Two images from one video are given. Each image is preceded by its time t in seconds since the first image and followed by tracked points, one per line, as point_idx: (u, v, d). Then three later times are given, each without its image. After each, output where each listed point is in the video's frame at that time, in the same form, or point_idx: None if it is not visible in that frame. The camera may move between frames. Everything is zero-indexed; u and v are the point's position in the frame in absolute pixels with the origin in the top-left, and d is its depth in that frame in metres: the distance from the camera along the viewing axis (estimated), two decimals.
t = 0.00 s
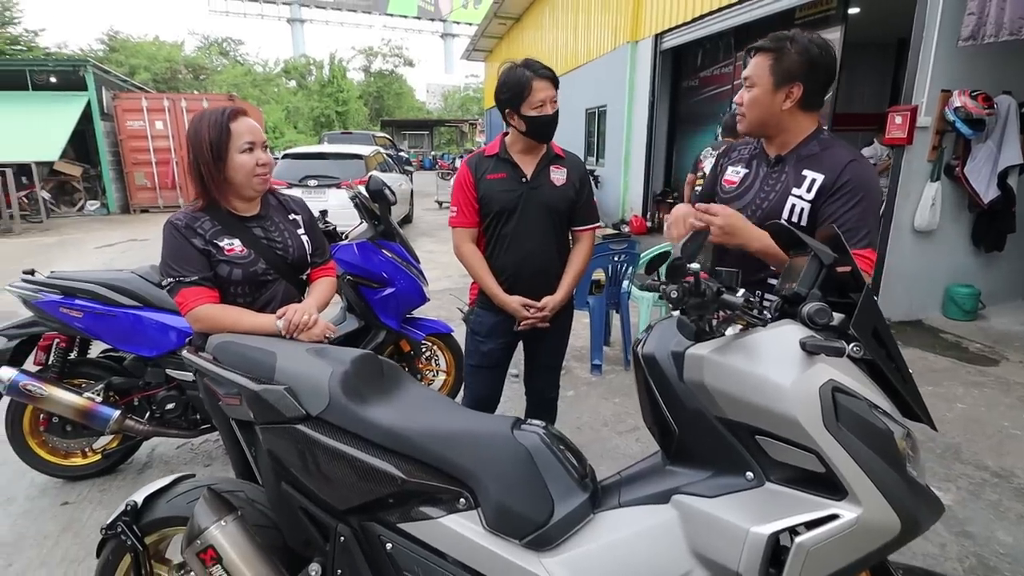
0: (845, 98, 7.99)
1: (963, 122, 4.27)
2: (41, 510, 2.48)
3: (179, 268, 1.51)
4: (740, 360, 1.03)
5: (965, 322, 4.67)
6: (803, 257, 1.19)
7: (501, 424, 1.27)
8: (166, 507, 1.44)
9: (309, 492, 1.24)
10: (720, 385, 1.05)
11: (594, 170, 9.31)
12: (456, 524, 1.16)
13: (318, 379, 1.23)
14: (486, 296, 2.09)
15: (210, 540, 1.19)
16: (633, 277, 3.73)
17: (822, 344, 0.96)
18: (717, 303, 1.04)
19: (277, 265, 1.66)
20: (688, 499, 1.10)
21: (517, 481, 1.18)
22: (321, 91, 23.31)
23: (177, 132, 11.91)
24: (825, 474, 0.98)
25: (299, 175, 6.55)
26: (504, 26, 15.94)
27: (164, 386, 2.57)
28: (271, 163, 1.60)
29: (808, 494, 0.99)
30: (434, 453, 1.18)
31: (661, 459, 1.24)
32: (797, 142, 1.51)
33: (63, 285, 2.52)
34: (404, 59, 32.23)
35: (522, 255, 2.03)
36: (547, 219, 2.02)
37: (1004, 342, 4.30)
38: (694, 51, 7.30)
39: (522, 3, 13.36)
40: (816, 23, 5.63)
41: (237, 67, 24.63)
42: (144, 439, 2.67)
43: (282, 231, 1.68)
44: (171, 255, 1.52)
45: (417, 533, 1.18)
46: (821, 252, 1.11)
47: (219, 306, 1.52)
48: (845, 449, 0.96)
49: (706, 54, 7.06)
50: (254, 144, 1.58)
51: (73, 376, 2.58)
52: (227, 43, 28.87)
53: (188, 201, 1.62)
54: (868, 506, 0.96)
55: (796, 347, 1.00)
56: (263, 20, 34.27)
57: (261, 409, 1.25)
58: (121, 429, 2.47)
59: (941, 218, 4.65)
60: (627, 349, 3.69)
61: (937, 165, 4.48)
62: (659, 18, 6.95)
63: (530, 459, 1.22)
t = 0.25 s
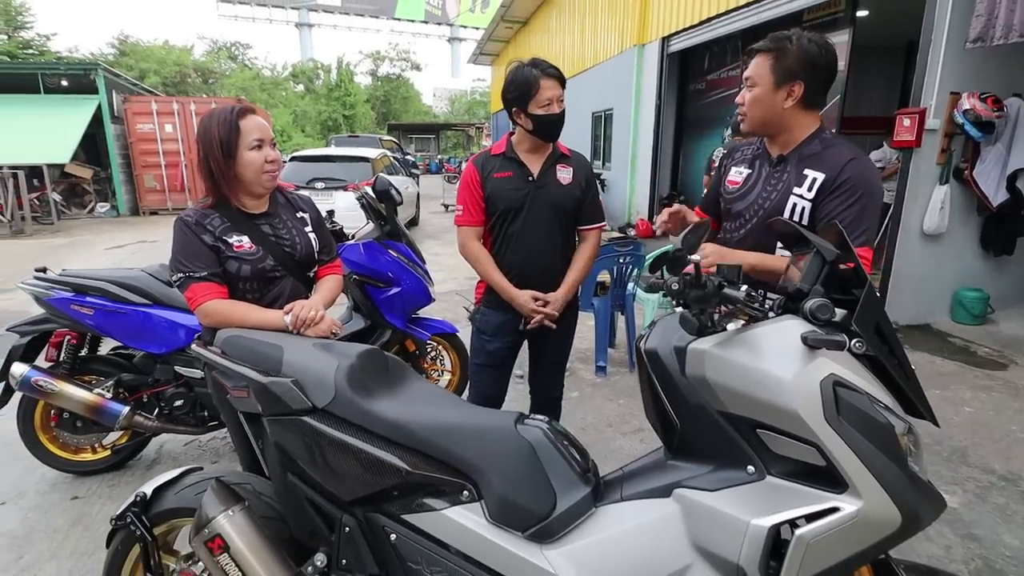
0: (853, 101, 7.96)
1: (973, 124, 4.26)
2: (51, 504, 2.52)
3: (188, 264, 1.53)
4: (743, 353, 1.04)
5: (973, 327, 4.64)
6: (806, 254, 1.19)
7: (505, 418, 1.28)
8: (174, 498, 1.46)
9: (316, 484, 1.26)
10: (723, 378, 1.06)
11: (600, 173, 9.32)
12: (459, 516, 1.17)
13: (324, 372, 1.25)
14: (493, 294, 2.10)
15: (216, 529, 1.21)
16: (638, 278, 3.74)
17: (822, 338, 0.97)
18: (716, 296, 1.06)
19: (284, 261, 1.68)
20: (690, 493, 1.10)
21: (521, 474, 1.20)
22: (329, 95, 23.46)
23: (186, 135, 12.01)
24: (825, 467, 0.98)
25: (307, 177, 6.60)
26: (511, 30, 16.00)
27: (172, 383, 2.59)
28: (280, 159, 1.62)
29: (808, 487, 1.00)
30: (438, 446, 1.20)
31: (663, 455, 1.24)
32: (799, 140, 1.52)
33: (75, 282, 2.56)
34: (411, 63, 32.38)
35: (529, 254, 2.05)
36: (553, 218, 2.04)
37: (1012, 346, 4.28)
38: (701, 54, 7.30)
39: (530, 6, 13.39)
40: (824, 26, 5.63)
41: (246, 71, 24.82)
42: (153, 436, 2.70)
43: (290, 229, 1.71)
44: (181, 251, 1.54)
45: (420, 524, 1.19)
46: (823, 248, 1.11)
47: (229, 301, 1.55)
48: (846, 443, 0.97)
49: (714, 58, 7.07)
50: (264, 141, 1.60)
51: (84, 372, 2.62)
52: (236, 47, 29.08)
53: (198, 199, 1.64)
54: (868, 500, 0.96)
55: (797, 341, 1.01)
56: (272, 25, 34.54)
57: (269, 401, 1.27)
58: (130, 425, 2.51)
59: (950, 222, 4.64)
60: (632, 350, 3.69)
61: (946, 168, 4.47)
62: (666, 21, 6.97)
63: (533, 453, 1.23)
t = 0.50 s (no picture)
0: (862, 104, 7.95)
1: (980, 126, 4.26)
2: (67, 494, 2.58)
3: (204, 255, 1.58)
4: (743, 339, 1.07)
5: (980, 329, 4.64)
6: (805, 245, 1.22)
7: (512, 405, 1.31)
8: (189, 482, 1.51)
9: (328, 466, 1.30)
10: (724, 364, 1.09)
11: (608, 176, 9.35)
12: (467, 498, 1.21)
13: (337, 358, 1.29)
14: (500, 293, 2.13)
15: (232, 508, 1.25)
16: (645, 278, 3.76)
17: (820, 323, 1.00)
18: (718, 283, 1.09)
19: (296, 254, 1.73)
20: (692, 476, 1.13)
21: (528, 457, 1.23)
22: (337, 98, 23.62)
23: (196, 137, 12.13)
24: (823, 448, 1.01)
25: (316, 178, 6.67)
26: (519, 34, 16.07)
27: (185, 377, 2.64)
28: (291, 153, 1.66)
29: (806, 469, 1.03)
30: (447, 429, 1.23)
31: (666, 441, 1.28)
32: (801, 136, 1.56)
33: (91, 277, 2.61)
34: (419, 67, 32.54)
35: (537, 249, 2.08)
36: (561, 214, 2.07)
37: (1019, 348, 4.27)
38: (708, 57, 7.33)
39: (538, 10, 13.45)
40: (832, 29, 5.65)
41: (256, 74, 25.05)
42: (165, 429, 2.75)
43: (302, 223, 1.75)
44: (197, 242, 1.59)
45: (429, 506, 1.22)
46: (822, 238, 1.14)
47: (243, 292, 1.59)
48: (843, 425, 1.00)
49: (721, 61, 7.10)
50: (276, 135, 1.65)
51: (98, 366, 2.68)
52: (245, 51, 29.32)
53: (213, 193, 1.68)
54: (865, 480, 0.99)
55: (796, 327, 1.04)
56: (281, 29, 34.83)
57: (284, 385, 1.31)
58: (143, 418, 2.55)
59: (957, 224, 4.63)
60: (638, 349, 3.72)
61: (953, 170, 4.47)
62: (674, 24, 7.01)
63: (539, 437, 1.27)
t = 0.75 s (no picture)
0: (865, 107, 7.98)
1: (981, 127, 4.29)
2: (80, 484, 2.64)
3: (220, 245, 1.63)
4: (743, 321, 1.12)
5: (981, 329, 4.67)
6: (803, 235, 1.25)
7: (519, 388, 1.36)
8: (206, 464, 1.56)
9: (342, 446, 1.34)
10: (724, 345, 1.14)
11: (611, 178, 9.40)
12: (477, 476, 1.25)
13: (351, 342, 1.34)
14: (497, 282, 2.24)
15: (250, 486, 1.30)
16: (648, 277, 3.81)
17: (816, 305, 1.04)
18: (718, 266, 1.14)
19: (309, 245, 1.77)
20: (693, 455, 1.18)
21: (535, 437, 1.27)
22: (342, 101, 23.73)
23: (202, 139, 12.22)
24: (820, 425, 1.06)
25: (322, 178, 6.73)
26: (523, 37, 16.15)
27: (196, 369, 2.69)
28: (306, 146, 1.71)
29: (804, 445, 1.07)
30: (457, 411, 1.28)
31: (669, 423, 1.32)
32: (802, 131, 1.60)
33: (105, 270, 2.67)
34: (423, 70, 32.68)
35: (543, 244, 2.12)
36: (567, 209, 2.12)
37: (1019, 348, 4.30)
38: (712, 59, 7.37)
39: (542, 13, 13.52)
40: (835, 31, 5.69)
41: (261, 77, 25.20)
42: (176, 421, 2.80)
43: (314, 215, 1.80)
44: (213, 232, 1.64)
45: (440, 483, 1.27)
46: (820, 226, 1.17)
47: (257, 280, 1.63)
48: (839, 402, 1.04)
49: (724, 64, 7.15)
50: (291, 129, 1.70)
51: (111, 358, 2.73)
52: (250, 54, 29.46)
53: (230, 186, 1.74)
54: (860, 454, 1.03)
55: (794, 309, 1.08)
56: (286, 32, 35.02)
57: (300, 367, 1.35)
58: (155, 409, 2.60)
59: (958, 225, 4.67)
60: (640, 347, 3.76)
61: (954, 171, 4.51)
62: (679, 27, 7.07)
63: (545, 419, 1.31)
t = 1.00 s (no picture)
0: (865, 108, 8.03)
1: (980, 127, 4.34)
2: (93, 473, 2.69)
3: (236, 233, 1.68)
4: (743, 303, 1.17)
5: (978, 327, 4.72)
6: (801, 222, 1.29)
7: (527, 371, 1.41)
8: (223, 445, 1.61)
9: (357, 425, 1.39)
10: (725, 326, 1.19)
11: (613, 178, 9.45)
12: (487, 454, 1.30)
13: (365, 325, 1.39)
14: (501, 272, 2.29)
15: (269, 462, 1.36)
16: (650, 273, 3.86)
17: (813, 286, 1.09)
18: (719, 249, 1.19)
19: (321, 235, 1.83)
20: (695, 433, 1.22)
21: (543, 416, 1.32)
22: (343, 102, 23.81)
23: (205, 139, 12.28)
24: (817, 401, 1.11)
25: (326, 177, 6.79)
26: (525, 38, 16.20)
27: (206, 361, 2.73)
28: (317, 138, 1.76)
29: (802, 421, 1.12)
30: (469, 392, 1.33)
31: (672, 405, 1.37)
32: (802, 125, 1.66)
33: (118, 263, 2.72)
34: (425, 71, 32.77)
35: (549, 237, 2.17)
36: (573, 203, 2.17)
37: (1016, 345, 4.35)
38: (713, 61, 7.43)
39: (544, 15, 13.58)
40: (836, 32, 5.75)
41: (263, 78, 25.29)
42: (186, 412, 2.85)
43: (327, 206, 1.85)
44: (229, 221, 1.69)
45: (452, 461, 1.32)
46: (818, 213, 1.21)
47: (273, 268, 1.68)
48: (835, 379, 1.09)
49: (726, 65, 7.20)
50: (303, 121, 1.75)
51: (122, 349, 2.79)
52: (252, 55, 29.57)
53: (244, 177, 1.79)
54: (854, 429, 1.08)
55: (792, 291, 1.13)
56: (288, 33, 35.13)
57: (316, 349, 1.40)
58: (166, 399, 2.65)
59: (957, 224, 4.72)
60: (642, 342, 3.81)
61: (953, 171, 4.56)
62: (681, 28, 7.13)
63: (552, 399, 1.36)
